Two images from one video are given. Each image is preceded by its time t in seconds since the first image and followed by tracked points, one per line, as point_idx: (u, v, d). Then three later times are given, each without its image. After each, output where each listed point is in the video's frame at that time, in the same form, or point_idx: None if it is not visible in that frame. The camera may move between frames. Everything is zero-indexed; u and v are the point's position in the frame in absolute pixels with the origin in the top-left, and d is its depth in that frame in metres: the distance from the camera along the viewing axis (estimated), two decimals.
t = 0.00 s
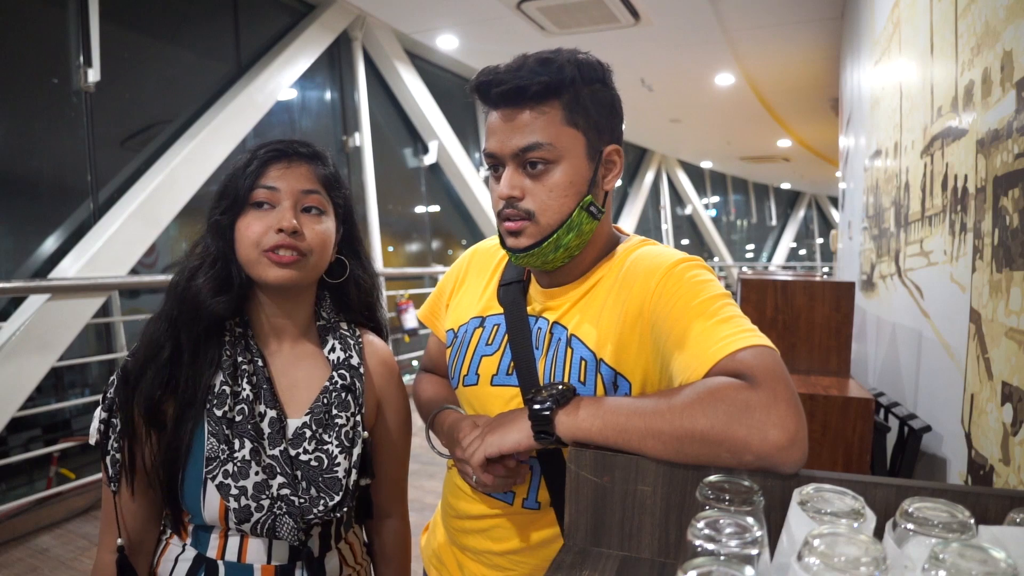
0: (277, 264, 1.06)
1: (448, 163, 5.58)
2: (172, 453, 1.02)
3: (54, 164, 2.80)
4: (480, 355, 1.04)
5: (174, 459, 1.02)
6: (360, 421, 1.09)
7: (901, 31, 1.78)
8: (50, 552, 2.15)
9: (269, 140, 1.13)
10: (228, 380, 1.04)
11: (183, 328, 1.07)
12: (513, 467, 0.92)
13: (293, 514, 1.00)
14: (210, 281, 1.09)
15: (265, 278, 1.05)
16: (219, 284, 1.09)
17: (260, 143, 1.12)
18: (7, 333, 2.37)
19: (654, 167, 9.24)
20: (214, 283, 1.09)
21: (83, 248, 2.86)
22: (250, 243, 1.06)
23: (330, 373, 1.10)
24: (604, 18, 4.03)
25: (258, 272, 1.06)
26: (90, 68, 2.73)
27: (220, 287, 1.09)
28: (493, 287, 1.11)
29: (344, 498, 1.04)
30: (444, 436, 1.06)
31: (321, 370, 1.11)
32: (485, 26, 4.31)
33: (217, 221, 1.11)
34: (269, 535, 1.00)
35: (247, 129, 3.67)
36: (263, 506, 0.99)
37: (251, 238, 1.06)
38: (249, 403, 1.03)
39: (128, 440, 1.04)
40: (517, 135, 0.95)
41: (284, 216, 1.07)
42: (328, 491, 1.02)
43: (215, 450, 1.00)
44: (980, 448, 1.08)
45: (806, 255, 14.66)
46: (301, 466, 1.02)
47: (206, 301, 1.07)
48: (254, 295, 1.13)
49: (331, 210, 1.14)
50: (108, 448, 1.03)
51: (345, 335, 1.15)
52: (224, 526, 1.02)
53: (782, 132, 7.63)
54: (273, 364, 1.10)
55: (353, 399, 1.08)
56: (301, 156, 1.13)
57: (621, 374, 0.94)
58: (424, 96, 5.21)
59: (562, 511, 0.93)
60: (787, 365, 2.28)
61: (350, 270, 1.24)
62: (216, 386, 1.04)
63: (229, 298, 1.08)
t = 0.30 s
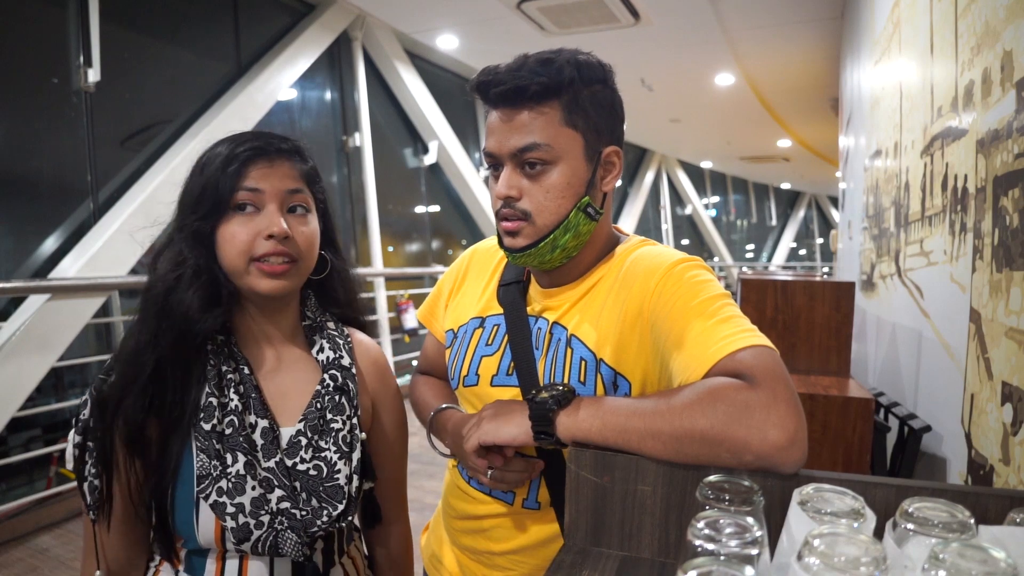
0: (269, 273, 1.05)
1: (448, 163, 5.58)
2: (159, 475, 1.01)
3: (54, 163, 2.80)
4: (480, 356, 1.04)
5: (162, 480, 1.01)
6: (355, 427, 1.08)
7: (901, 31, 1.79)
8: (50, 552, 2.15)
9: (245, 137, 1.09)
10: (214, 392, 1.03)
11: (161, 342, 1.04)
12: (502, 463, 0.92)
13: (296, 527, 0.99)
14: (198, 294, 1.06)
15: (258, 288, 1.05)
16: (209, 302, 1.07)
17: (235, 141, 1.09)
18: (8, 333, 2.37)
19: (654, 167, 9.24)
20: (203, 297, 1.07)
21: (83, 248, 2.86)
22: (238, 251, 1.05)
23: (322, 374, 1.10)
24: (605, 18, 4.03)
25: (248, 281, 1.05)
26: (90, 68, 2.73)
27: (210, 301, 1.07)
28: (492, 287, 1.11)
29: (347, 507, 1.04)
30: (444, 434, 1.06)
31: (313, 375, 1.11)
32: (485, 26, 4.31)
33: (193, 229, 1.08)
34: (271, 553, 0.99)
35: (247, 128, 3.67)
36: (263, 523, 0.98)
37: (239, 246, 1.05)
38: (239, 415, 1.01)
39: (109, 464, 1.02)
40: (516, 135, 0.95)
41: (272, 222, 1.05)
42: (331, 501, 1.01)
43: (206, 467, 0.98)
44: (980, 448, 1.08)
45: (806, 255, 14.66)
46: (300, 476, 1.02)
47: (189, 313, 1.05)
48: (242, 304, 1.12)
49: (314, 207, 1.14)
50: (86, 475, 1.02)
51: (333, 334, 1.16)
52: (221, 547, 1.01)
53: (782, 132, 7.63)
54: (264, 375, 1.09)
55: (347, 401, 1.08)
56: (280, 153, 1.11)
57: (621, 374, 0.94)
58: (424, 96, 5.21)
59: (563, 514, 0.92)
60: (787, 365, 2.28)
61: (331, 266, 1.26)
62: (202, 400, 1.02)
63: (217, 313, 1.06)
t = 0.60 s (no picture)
0: (219, 263, 0.95)
1: (448, 163, 5.58)
2: (123, 510, 0.91)
3: (54, 163, 2.80)
4: (480, 355, 1.04)
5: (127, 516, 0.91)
6: (338, 423, 1.03)
7: (901, 31, 1.78)
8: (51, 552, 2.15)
9: (185, 119, 1.00)
10: (177, 408, 0.94)
11: (101, 362, 0.94)
12: (504, 464, 0.92)
13: (295, 543, 0.93)
14: (133, 295, 0.96)
15: (206, 281, 0.95)
16: (146, 298, 0.97)
17: (174, 122, 0.99)
18: (7, 333, 2.37)
19: (654, 167, 9.25)
20: (141, 297, 0.96)
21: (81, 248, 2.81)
22: (183, 242, 0.95)
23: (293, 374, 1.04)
24: (604, 19, 4.03)
25: (193, 276, 0.95)
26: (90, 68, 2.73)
27: (148, 302, 0.97)
28: (492, 289, 1.11)
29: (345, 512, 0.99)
30: (444, 433, 1.06)
31: (282, 374, 1.05)
32: (484, 26, 4.31)
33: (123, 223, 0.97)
34: None
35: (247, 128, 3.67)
36: (255, 545, 0.90)
37: (182, 237, 0.95)
38: (209, 429, 0.93)
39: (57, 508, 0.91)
40: (525, 135, 0.95)
41: (220, 208, 0.96)
42: (328, 508, 0.97)
43: (182, 494, 0.90)
44: (980, 448, 1.08)
45: (806, 255, 14.67)
46: (288, 487, 0.95)
47: (134, 321, 0.95)
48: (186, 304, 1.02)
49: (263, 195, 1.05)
50: (29, 528, 0.91)
51: (298, 332, 1.10)
52: None
53: (782, 132, 7.63)
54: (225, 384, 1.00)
55: (327, 398, 1.03)
56: (223, 135, 1.02)
57: (621, 373, 0.94)
58: (424, 96, 5.21)
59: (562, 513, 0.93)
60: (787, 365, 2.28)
61: (284, 266, 1.18)
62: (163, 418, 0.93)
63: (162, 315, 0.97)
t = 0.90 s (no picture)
0: (204, 266, 0.91)
1: (448, 163, 5.58)
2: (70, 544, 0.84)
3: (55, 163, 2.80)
4: (481, 361, 1.04)
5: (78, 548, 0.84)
6: (303, 425, 1.01)
7: (901, 31, 1.79)
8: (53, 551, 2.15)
9: (151, 108, 0.93)
10: (130, 428, 0.86)
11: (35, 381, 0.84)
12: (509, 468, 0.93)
13: (274, 562, 0.90)
14: (82, 306, 0.85)
15: (186, 287, 0.90)
16: (96, 313, 0.86)
17: (140, 110, 0.92)
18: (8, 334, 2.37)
19: (654, 167, 9.25)
20: (90, 313, 0.86)
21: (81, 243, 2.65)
22: (165, 240, 0.88)
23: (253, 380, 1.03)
24: (605, 19, 4.04)
25: (166, 282, 0.89)
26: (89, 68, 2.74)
27: (100, 310, 0.87)
28: (491, 293, 1.10)
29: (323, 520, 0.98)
30: (444, 435, 1.07)
31: (241, 382, 1.02)
32: (485, 26, 4.31)
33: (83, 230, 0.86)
34: None
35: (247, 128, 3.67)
36: (232, 568, 0.87)
37: (154, 241, 0.88)
38: (171, 447, 0.87)
39: None
40: (557, 147, 0.92)
41: (209, 210, 0.93)
42: (306, 518, 0.95)
43: (144, 521, 0.84)
44: (980, 448, 1.08)
45: (806, 255, 14.68)
46: (262, 498, 0.93)
47: (79, 334, 0.85)
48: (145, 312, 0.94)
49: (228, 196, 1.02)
50: None
51: (255, 335, 1.08)
52: None
53: (782, 132, 7.64)
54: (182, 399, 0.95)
55: (292, 401, 1.02)
56: (191, 131, 0.95)
57: (621, 376, 0.94)
58: (424, 96, 5.21)
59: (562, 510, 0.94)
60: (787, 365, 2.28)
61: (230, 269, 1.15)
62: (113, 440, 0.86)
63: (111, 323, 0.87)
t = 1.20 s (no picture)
0: (200, 275, 0.85)
1: (448, 163, 5.58)
2: None
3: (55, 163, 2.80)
4: (482, 359, 1.04)
5: None
6: (279, 438, 1.01)
7: (901, 31, 1.78)
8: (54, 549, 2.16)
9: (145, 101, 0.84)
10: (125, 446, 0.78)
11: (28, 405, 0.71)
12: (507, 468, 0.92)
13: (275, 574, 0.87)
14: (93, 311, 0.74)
15: (182, 295, 0.83)
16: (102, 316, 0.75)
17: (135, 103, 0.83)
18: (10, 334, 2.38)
19: (654, 167, 9.26)
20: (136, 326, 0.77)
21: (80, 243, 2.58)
22: (167, 244, 0.81)
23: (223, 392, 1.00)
24: (604, 19, 4.04)
25: (176, 289, 0.83)
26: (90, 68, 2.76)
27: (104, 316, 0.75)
28: (492, 291, 1.10)
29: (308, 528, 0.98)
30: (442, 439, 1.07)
31: (207, 395, 0.99)
32: (485, 26, 4.32)
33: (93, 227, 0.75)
34: None
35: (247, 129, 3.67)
36: None
37: (161, 246, 0.81)
38: (166, 464, 0.80)
39: None
40: (560, 141, 0.93)
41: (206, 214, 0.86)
42: (296, 527, 0.95)
43: (149, 547, 0.74)
44: (980, 449, 1.08)
45: (806, 255, 14.68)
46: (255, 510, 0.91)
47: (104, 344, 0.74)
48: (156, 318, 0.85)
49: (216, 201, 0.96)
50: None
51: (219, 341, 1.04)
52: None
53: (782, 132, 7.63)
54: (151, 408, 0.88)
55: (264, 409, 1.01)
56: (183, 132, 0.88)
57: (623, 375, 0.94)
58: (424, 96, 5.21)
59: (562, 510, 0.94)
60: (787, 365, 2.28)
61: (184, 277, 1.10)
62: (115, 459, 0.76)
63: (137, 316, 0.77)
